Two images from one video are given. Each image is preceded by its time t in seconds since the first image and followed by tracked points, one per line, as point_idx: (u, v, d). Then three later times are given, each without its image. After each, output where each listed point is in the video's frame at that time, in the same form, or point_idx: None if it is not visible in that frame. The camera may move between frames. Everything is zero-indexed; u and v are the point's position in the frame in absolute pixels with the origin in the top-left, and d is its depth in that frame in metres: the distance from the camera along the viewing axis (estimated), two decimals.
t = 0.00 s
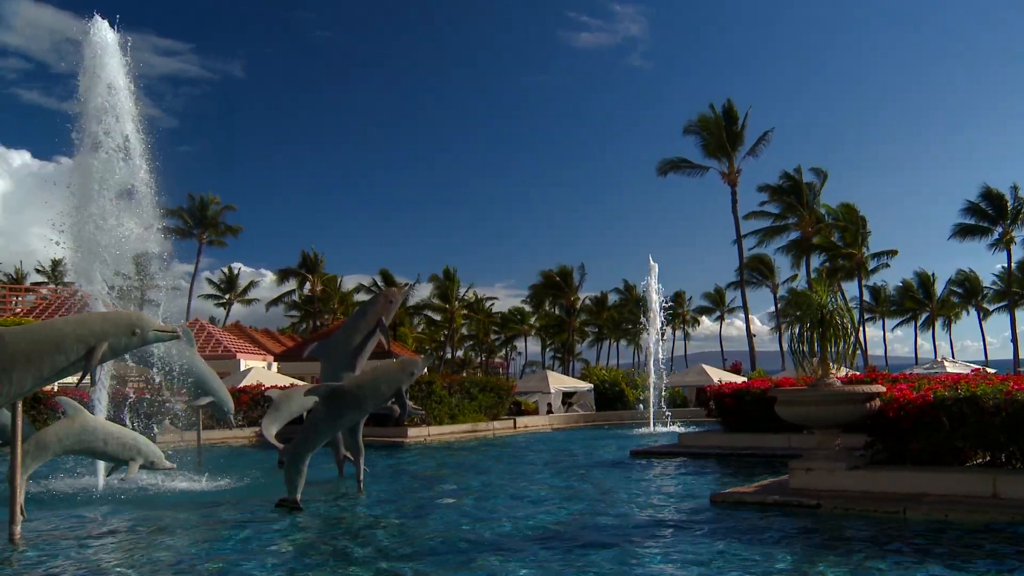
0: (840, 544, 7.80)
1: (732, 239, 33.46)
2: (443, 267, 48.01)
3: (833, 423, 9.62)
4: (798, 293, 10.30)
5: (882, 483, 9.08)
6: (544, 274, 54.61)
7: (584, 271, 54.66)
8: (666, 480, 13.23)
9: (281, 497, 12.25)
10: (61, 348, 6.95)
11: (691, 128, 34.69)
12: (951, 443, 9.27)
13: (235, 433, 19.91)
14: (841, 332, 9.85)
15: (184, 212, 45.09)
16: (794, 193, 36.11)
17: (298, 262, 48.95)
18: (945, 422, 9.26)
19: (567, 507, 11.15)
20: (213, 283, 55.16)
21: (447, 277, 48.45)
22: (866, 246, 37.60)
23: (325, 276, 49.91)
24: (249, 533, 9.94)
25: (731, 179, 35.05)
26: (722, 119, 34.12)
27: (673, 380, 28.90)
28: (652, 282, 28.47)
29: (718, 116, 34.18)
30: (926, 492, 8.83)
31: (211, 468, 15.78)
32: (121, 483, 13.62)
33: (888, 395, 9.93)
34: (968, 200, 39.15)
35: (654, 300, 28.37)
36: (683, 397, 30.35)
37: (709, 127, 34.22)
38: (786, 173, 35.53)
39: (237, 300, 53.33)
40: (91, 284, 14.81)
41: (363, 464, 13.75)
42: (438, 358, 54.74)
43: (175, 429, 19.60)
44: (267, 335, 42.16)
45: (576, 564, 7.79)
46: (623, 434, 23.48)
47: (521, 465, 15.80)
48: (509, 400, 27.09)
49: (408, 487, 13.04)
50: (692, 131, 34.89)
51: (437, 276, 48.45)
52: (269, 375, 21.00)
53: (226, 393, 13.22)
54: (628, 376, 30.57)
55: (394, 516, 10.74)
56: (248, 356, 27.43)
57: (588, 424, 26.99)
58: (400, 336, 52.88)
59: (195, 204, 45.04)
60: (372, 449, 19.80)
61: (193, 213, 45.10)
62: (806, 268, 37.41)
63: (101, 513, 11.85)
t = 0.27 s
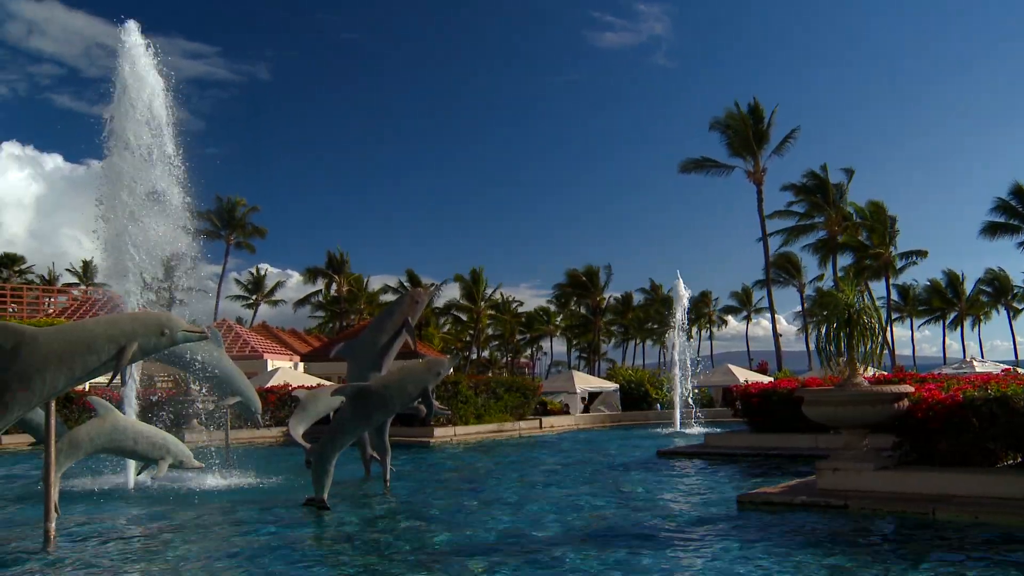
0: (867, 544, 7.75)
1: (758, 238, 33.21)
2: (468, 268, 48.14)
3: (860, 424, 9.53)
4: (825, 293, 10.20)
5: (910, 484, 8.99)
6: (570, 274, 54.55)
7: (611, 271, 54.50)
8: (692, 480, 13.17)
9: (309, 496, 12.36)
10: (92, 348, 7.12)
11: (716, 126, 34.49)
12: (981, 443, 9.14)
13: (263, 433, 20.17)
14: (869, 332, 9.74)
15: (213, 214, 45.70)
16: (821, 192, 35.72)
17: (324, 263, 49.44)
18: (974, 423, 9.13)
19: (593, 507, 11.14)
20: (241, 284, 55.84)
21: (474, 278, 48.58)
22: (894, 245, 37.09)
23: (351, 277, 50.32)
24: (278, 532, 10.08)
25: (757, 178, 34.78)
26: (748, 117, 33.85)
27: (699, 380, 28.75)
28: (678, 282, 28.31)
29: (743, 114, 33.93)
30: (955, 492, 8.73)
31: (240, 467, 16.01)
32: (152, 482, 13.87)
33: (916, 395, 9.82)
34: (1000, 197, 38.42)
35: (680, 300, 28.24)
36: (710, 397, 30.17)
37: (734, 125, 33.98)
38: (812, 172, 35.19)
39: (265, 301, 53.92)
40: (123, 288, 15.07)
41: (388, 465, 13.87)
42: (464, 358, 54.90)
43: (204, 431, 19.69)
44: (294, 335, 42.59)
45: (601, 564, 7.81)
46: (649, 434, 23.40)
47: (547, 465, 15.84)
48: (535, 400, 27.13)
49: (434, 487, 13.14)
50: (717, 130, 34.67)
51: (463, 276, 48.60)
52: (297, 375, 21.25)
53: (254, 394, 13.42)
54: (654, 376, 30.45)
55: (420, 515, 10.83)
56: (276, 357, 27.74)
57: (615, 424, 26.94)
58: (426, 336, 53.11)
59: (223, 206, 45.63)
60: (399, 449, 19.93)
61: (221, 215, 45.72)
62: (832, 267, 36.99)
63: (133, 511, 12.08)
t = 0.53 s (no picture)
0: (899, 547, 7.61)
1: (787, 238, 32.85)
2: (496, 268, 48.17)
3: (891, 424, 9.36)
4: (855, 292, 10.05)
5: (943, 486, 8.81)
6: (598, 274, 54.37)
7: (639, 271, 54.22)
8: (721, 481, 13.04)
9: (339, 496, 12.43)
10: (125, 348, 7.24)
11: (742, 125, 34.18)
12: (1015, 445, 8.92)
13: (293, 433, 20.37)
14: (900, 332, 9.56)
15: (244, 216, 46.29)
16: (850, 190, 35.23)
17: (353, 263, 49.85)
18: (1008, 423, 8.92)
19: (620, 507, 11.09)
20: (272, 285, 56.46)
21: (502, 278, 48.61)
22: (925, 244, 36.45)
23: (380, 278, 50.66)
24: (307, 531, 10.15)
25: (786, 177, 34.39)
26: (776, 115, 33.48)
27: (729, 380, 28.49)
28: (707, 281, 28.09)
29: (770, 113, 33.57)
30: (989, 494, 8.54)
31: (270, 466, 16.17)
32: (184, 481, 14.05)
33: (948, 395, 9.62)
34: None
35: (708, 300, 28.00)
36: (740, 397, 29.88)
37: (762, 124, 33.64)
38: (841, 170, 34.74)
39: (295, 302, 54.47)
40: (153, 288, 15.30)
41: (416, 464, 13.91)
42: (493, 358, 54.97)
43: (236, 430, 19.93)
44: (324, 336, 42.96)
45: (627, 565, 7.76)
46: (678, 435, 23.24)
47: (575, 465, 15.80)
48: (563, 400, 27.07)
49: (461, 487, 13.16)
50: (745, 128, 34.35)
51: (491, 277, 48.65)
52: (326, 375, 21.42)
53: (284, 394, 13.55)
54: (683, 376, 30.22)
55: (447, 515, 10.85)
56: (305, 357, 28.00)
57: (643, 424, 26.80)
58: (455, 336, 53.26)
59: (254, 208, 46.19)
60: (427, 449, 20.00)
61: (252, 218, 46.29)
62: (862, 267, 36.45)
63: (166, 509, 12.25)
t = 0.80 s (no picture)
0: (930, 548, 7.49)
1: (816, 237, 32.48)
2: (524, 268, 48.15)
3: (922, 425, 9.20)
4: (885, 292, 9.87)
5: (975, 488, 8.66)
6: (626, 274, 54.16)
7: (668, 271, 53.88)
8: (750, 481, 12.92)
9: (367, 496, 12.51)
10: (156, 348, 7.33)
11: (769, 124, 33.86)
12: None
13: (321, 433, 20.54)
14: (931, 332, 9.36)
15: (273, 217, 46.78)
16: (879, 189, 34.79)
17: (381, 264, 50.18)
18: None
19: (646, 507, 11.03)
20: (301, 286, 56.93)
21: (529, 278, 48.59)
22: (957, 242, 35.83)
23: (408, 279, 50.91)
24: (336, 530, 10.23)
25: (814, 175, 33.97)
26: (803, 113, 33.09)
27: (758, 380, 28.21)
28: (735, 280, 27.87)
29: (798, 111, 33.21)
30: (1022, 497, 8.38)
31: (299, 466, 16.31)
32: (215, 481, 14.21)
33: (980, 396, 9.42)
34: None
35: (737, 299, 27.76)
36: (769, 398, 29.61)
37: (789, 122, 33.29)
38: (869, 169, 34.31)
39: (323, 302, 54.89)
40: (184, 290, 15.52)
41: (444, 464, 13.95)
42: (520, 358, 54.95)
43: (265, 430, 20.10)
44: (352, 336, 43.23)
45: (653, 565, 7.73)
46: (707, 435, 23.09)
47: (603, 466, 15.75)
48: (591, 400, 27.00)
49: (488, 487, 13.17)
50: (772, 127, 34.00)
51: (518, 277, 48.66)
52: (353, 375, 21.57)
53: (312, 394, 13.66)
54: (711, 376, 29.99)
55: (473, 515, 10.88)
56: (334, 357, 28.22)
57: (672, 424, 26.63)
58: (482, 336, 53.32)
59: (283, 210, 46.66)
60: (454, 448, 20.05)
61: (282, 219, 46.74)
62: (892, 266, 35.91)
63: (197, 508, 12.42)
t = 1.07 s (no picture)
0: (959, 550, 7.40)
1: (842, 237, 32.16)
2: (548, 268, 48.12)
3: (951, 425, 9.08)
4: (912, 291, 9.76)
5: (1006, 490, 8.52)
6: (652, 274, 53.95)
7: (693, 271, 53.58)
8: (777, 482, 12.83)
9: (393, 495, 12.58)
10: (184, 348, 7.44)
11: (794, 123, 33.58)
12: None
13: (347, 432, 20.69)
14: (959, 331, 9.24)
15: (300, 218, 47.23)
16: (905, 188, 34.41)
17: (406, 264, 50.43)
18: None
19: (671, 507, 11.00)
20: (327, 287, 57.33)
21: (554, 278, 48.58)
22: (986, 241, 35.28)
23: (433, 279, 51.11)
24: (362, 530, 10.29)
25: (840, 174, 33.62)
26: (829, 111, 32.77)
27: (784, 380, 27.97)
28: (761, 280, 27.67)
29: (823, 110, 32.90)
30: None
31: (325, 465, 16.45)
32: (242, 480, 14.36)
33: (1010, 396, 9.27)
34: None
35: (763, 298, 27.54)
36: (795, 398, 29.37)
37: (815, 121, 32.99)
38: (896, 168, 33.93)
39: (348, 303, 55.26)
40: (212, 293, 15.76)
41: (469, 465, 13.98)
42: (545, 358, 54.94)
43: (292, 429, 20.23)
44: (377, 335, 43.46)
45: (678, 565, 7.72)
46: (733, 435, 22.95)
47: (628, 466, 15.72)
48: (616, 400, 26.94)
49: (512, 487, 13.19)
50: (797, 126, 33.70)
51: (543, 278, 48.65)
52: (379, 375, 21.71)
53: (338, 394, 13.77)
54: (737, 376, 29.78)
55: (497, 515, 10.90)
56: (359, 358, 28.42)
57: (698, 424, 26.50)
58: (507, 336, 53.37)
59: (310, 210, 47.08)
60: (479, 448, 20.11)
61: (308, 219, 47.14)
62: (919, 266, 35.46)
63: (224, 507, 12.56)
